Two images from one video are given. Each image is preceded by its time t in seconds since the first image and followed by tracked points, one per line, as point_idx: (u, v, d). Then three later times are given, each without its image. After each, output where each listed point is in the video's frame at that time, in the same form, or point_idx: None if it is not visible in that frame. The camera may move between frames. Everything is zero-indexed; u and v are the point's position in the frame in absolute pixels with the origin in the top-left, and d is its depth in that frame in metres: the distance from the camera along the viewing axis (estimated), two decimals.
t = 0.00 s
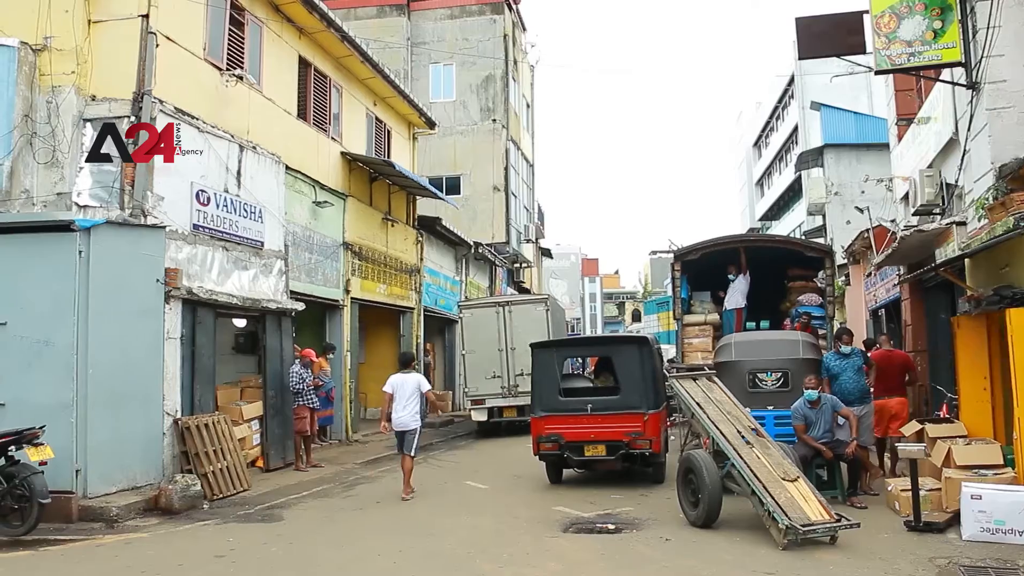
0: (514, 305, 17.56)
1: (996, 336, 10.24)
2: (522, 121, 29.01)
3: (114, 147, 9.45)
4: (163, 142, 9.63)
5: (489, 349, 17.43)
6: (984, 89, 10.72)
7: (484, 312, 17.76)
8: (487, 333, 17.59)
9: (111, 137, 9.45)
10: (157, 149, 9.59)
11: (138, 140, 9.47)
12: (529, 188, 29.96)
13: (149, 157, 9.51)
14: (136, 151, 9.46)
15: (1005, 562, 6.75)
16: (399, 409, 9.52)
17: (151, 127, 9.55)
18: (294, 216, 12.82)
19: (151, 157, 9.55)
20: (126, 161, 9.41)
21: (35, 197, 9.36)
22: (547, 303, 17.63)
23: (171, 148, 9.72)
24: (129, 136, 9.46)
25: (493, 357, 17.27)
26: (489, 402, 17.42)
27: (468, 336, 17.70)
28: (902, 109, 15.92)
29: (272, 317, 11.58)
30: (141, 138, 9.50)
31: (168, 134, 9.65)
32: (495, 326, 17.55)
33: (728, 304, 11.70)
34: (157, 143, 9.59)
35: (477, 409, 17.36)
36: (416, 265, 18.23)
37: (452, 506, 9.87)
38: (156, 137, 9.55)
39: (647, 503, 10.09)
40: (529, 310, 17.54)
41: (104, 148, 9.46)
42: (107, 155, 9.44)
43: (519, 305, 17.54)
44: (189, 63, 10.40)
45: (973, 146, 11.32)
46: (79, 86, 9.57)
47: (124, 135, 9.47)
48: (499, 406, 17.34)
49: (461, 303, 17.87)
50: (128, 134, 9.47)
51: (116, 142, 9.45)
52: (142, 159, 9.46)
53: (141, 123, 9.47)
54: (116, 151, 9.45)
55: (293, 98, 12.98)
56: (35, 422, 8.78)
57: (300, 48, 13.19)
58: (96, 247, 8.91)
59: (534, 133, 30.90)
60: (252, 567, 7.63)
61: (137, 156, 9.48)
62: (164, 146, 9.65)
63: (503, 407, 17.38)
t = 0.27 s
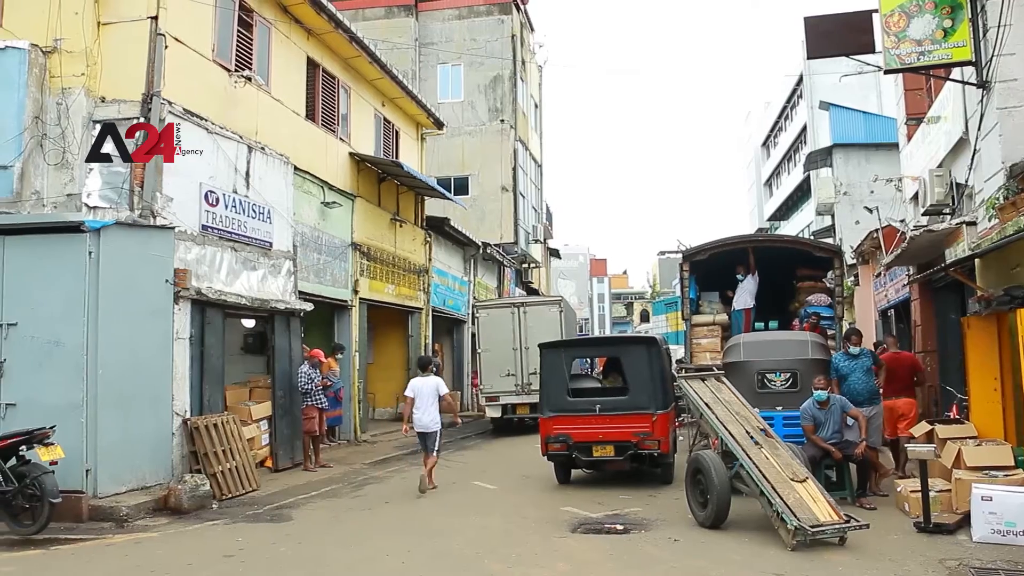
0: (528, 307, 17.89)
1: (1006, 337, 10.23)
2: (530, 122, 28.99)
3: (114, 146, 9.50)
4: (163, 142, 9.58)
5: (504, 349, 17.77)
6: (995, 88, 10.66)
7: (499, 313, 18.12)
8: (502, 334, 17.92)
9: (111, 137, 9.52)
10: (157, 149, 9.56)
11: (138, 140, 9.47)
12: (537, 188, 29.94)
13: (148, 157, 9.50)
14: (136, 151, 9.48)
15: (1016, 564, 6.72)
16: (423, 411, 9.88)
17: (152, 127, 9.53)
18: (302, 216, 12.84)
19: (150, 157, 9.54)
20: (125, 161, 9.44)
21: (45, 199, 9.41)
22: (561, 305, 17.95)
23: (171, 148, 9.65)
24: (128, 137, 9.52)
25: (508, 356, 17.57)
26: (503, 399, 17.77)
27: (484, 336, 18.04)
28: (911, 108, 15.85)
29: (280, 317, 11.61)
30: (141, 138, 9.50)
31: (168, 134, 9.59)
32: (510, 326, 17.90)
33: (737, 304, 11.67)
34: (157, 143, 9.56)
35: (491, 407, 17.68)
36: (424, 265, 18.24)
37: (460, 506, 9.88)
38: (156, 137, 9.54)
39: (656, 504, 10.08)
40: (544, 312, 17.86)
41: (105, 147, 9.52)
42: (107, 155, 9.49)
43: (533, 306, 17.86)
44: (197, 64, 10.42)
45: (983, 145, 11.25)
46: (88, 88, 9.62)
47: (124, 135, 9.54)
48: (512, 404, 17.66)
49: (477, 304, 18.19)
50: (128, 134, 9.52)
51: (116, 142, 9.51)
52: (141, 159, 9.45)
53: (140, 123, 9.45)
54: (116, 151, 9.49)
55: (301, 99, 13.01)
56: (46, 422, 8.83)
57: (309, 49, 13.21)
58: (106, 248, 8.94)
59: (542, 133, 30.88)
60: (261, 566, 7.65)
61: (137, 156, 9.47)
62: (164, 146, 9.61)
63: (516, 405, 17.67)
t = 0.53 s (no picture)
0: (543, 308, 18.31)
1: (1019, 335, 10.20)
2: (541, 121, 28.98)
3: (114, 146, 9.50)
4: (163, 142, 9.51)
5: (520, 349, 18.11)
6: (1008, 86, 10.56)
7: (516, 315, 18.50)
8: (518, 335, 18.35)
9: (111, 137, 9.52)
10: (156, 148, 9.48)
11: (138, 140, 9.46)
12: (547, 188, 29.93)
13: (148, 157, 9.47)
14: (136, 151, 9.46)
15: None
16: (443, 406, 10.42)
17: (152, 128, 9.50)
18: (313, 216, 12.87)
19: (150, 157, 9.48)
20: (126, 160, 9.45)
21: (57, 200, 9.51)
22: (575, 307, 18.33)
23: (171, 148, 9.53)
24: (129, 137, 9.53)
25: (523, 356, 17.96)
26: (518, 397, 18.24)
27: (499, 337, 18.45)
28: (923, 107, 15.76)
29: (291, 317, 11.64)
30: (141, 138, 9.49)
31: (167, 133, 9.50)
32: (526, 327, 18.26)
33: (748, 304, 11.64)
34: (156, 143, 9.50)
35: (507, 405, 18.18)
36: (435, 265, 18.25)
37: (471, 506, 9.88)
38: (156, 137, 9.49)
39: (667, 504, 10.06)
40: (558, 314, 18.32)
41: (104, 147, 9.52)
42: (107, 155, 9.49)
43: (549, 308, 18.21)
44: (208, 65, 10.44)
45: (996, 143, 11.18)
46: (100, 89, 9.66)
47: (124, 135, 9.57)
48: (528, 402, 18.11)
49: (494, 306, 18.71)
50: (128, 135, 9.55)
51: (116, 142, 9.51)
52: (141, 159, 9.43)
53: (142, 123, 9.53)
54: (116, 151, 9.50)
55: (312, 99, 13.04)
56: (59, 421, 8.88)
57: (319, 50, 13.24)
58: (118, 248, 8.98)
59: (552, 133, 30.87)
60: (272, 566, 7.67)
61: (137, 156, 9.45)
62: (164, 146, 9.52)
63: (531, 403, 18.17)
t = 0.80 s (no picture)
0: (559, 309, 18.47)
1: None
2: (552, 121, 28.96)
3: (115, 147, 9.57)
4: (163, 142, 9.53)
5: (537, 349, 18.33)
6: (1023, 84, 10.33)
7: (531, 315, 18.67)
8: (534, 335, 18.54)
9: (111, 137, 9.56)
10: (156, 149, 9.53)
11: (138, 140, 9.56)
12: (559, 188, 29.90)
13: (148, 157, 9.53)
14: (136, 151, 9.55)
15: None
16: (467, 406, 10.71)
17: (152, 128, 9.58)
18: (325, 216, 12.89)
19: (150, 157, 9.54)
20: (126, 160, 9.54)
21: (72, 200, 9.60)
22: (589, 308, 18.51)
23: (170, 147, 9.52)
24: (129, 137, 9.62)
25: (539, 356, 18.17)
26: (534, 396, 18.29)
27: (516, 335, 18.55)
28: (938, 105, 15.65)
29: (303, 317, 11.66)
30: (141, 138, 9.58)
31: (167, 134, 9.52)
32: (542, 327, 18.48)
33: (760, 303, 11.60)
34: (156, 143, 9.54)
35: (523, 403, 18.41)
36: (447, 265, 18.26)
37: (482, 505, 9.88)
38: (156, 137, 9.55)
39: (679, 504, 10.04)
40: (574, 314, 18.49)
41: (104, 147, 9.57)
42: (107, 156, 9.55)
43: (565, 309, 18.42)
44: (221, 66, 10.47)
45: (1011, 142, 11.08)
46: (114, 90, 9.73)
47: (124, 136, 9.63)
48: (544, 401, 18.33)
49: (511, 306, 18.91)
50: (128, 135, 9.63)
51: (116, 142, 9.55)
52: (140, 159, 9.50)
53: (141, 123, 9.61)
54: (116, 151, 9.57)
55: (324, 99, 13.06)
56: (73, 421, 8.93)
57: (331, 50, 13.26)
58: (132, 247, 9.03)
59: (564, 133, 30.82)
60: (284, 564, 7.69)
61: (137, 155, 9.54)
62: (164, 146, 9.52)
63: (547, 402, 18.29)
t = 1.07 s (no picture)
0: (573, 311, 18.90)
1: None
2: (564, 121, 28.96)
3: (114, 146, 9.65)
4: (163, 142, 9.65)
5: (551, 349, 18.75)
6: None
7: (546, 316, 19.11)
8: (548, 336, 18.93)
9: (111, 137, 9.64)
10: (156, 149, 9.64)
11: (138, 140, 9.66)
12: (570, 188, 29.89)
13: (148, 157, 9.63)
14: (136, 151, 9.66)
15: None
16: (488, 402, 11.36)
17: (152, 128, 9.68)
18: (336, 216, 12.92)
19: (150, 157, 9.64)
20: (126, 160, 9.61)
21: (85, 200, 9.65)
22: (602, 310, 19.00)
23: (170, 147, 9.63)
24: (129, 137, 9.70)
25: (553, 356, 18.62)
26: (549, 394, 18.82)
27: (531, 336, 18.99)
28: (951, 104, 15.58)
29: (315, 316, 11.68)
30: (141, 138, 9.68)
31: (167, 134, 9.64)
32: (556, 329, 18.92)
33: (772, 303, 11.55)
34: (156, 144, 9.65)
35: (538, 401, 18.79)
36: (458, 265, 18.27)
37: (494, 505, 9.89)
38: (156, 137, 9.66)
39: (691, 504, 10.02)
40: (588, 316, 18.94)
41: (104, 147, 9.66)
42: (106, 155, 9.63)
43: (579, 310, 18.86)
44: (233, 67, 10.50)
45: None
46: (126, 91, 9.78)
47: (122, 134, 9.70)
48: (558, 400, 18.73)
49: (526, 308, 19.35)
50: (128, 134, 9.71)
51: (116, 142, 9.62)
52: (140, 159, 9.61)
53: (140, 124, 9.70)
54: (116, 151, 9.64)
55: (336, 99, 13.09)
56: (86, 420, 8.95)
57: (343, 50, 13.28)
58: (144, 247, 9.08)
59: (575, 133, 30.81)
60: (295, 563, 7.71)
61: (137, 156, 9.64)
62: (164, 146, 9.64)
63: (562, 401, 18.67)
